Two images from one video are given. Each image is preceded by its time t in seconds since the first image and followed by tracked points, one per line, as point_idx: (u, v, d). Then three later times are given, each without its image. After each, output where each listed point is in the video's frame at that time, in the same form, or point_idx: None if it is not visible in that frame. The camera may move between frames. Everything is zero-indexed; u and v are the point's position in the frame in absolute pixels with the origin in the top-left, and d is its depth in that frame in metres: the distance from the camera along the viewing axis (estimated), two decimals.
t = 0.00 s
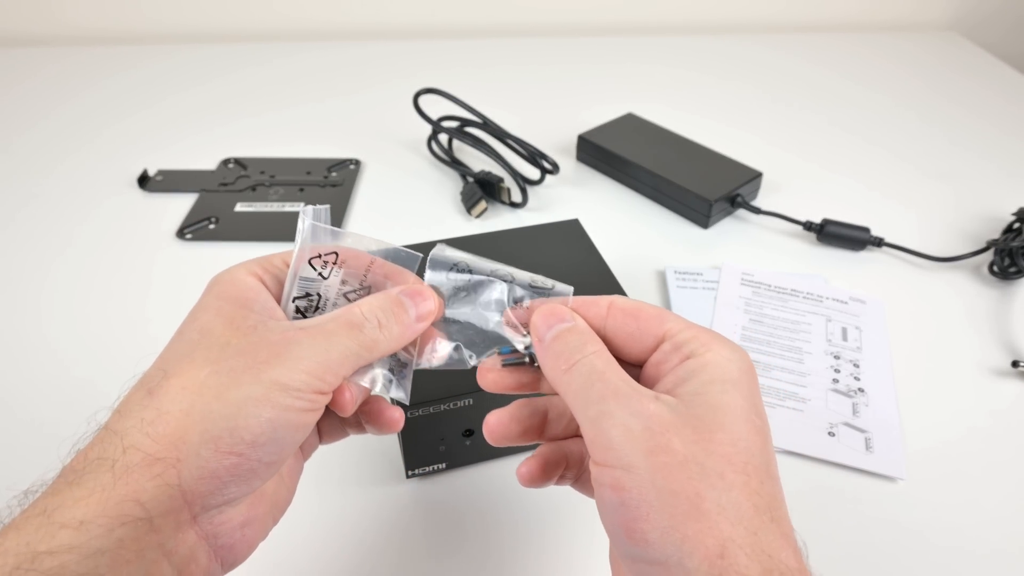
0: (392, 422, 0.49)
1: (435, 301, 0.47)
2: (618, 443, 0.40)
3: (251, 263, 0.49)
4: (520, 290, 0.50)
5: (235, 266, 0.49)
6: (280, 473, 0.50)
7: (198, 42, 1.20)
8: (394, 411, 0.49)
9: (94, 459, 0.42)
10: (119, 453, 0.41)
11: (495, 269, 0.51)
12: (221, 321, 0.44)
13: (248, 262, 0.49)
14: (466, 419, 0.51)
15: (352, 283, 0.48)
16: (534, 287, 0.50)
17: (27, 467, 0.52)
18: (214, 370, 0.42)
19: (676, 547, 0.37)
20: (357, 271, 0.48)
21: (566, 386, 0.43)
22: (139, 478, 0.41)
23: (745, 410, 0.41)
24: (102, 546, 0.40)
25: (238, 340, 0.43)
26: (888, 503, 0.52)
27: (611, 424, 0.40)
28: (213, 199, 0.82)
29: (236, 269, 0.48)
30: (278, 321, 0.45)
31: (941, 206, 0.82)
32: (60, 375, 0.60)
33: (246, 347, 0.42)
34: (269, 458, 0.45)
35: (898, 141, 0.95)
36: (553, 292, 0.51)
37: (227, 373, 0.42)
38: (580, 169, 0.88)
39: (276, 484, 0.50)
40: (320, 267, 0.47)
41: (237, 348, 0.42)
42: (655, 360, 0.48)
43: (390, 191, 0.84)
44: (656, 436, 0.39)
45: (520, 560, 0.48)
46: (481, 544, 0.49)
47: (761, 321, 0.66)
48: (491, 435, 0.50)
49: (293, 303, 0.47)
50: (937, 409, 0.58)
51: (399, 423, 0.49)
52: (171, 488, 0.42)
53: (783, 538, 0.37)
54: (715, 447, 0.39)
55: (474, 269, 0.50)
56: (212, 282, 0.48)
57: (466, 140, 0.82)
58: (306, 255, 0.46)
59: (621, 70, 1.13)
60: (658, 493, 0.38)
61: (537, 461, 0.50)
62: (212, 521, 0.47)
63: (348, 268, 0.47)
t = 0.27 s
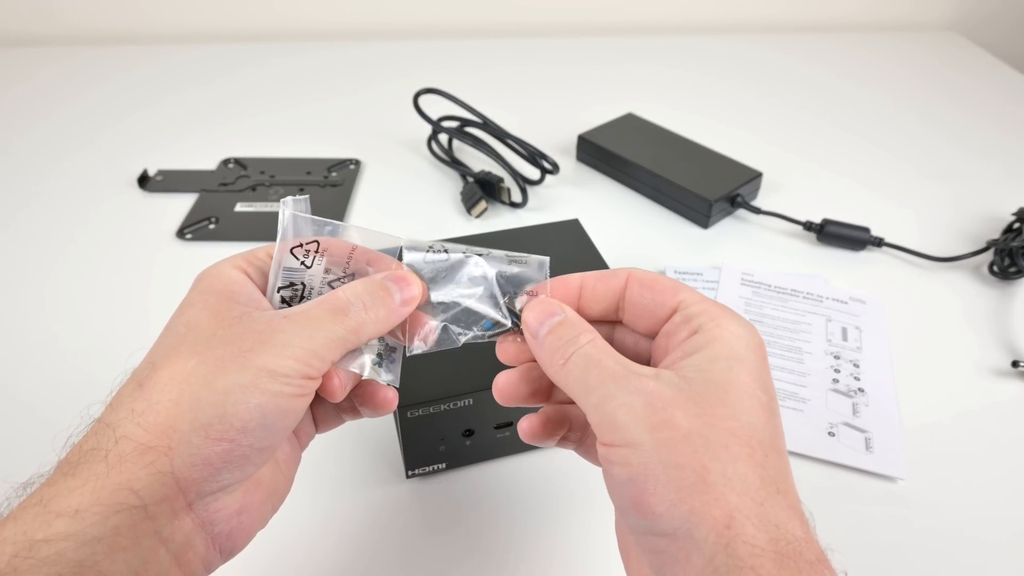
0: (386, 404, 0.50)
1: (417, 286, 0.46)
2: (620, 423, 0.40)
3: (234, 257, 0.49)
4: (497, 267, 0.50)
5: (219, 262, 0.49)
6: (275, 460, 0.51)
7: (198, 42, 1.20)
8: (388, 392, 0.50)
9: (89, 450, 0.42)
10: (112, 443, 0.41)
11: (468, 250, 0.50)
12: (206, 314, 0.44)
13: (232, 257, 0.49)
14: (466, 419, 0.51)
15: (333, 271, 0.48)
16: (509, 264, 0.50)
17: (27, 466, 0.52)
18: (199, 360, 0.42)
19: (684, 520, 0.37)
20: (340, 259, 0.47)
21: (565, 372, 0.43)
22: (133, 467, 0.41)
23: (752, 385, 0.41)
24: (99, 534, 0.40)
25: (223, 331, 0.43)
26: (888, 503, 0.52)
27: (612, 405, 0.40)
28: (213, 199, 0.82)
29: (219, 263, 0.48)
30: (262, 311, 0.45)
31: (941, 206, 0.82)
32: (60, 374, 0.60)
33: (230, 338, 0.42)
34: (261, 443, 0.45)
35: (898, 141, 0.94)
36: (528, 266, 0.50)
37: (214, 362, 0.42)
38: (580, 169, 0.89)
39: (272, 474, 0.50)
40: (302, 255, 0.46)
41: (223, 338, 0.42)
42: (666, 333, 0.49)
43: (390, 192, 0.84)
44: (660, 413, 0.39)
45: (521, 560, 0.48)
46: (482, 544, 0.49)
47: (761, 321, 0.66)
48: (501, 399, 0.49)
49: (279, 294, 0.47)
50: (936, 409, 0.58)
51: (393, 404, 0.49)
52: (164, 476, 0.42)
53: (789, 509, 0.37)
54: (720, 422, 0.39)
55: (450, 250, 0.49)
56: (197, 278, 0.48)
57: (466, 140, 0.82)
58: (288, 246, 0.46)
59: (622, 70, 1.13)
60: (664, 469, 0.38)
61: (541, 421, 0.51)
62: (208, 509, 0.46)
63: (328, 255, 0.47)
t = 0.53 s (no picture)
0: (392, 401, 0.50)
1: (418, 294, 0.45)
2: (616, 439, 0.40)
3: (235, 263, 0.49)
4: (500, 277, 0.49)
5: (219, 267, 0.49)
6: (278, 464, 0.51)
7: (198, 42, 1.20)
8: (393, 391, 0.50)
9: (92, 459, 0.42)
10: (116, 451, 0.42)
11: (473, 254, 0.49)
12: (208, 322, 0.44)
13: (233, 262, 0.49)
14: (466, 419, 0.51)
15: (336, 276, 0.48)
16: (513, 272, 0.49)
17: (27, 466, 0.52)
18: (201, 369, 0.42)
19: (679, 531, 0.38)
20: (342, 263, 0.48)
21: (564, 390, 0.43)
22: (136, 475, 0.41)
23: (748, 399, 0.41)
24: (103, 541, 0.40)
25: (225, 339, 0.43)
26: (888, 503, 0.52)
27: (609, 422, 0.40)
28: (213, 199, 0.82)
29: (220, 269, 0.48)
30: (264, 318, 0.45)
31: (941, 206, 0.82)
32: (60, 375, 0.60)
33: (232, 346, 0.42)
34: (263, 451, 0.45)
35: (898, 141, 0.94)
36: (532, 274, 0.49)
37: (215, 371, 0.42)
38: (580, 169, 0.89)
39: (275, 478, 0.50)
40: (303, 261, 0.46)
41: (224, 347, 0.42)
42: (666, 349, 0.49)
43: (390, 192, 0.84)
44: (656, 428, 0.39)
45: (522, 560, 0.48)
46: (482, 544, 0.49)
47: (761, 321, 0.66)
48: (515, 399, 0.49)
49: (280, 299, 0.47)
50: (936, 409, 0.58)
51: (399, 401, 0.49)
52: (166, 484, 0.42)
53: (783, 521, 0.37)
54: (715, 437, 0.39)
55: (452, 258, 0.48)
56: (198, 284, 0.48)
57: (466, 140, 0.82)
58: (288, 251, 0.46)
59: (621, 70, 1.13)
60: (661, 482, 0.38)
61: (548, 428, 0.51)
62: (210, 515, 0.47)
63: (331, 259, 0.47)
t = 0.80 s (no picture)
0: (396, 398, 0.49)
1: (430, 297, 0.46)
2: (602, 452, 0.40)
3: (239, 257, 0.50)
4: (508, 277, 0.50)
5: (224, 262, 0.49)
6: (285, 459, 0.51)
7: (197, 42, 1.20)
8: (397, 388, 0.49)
9: (98, 453, 0.42)
10: (123, 446, 0.42)
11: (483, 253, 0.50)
12: (215, 316, 0.44)
13: (237, 258, 0.50)
14: (466, 419, 0.51)
15: (341, 270, 0.47)
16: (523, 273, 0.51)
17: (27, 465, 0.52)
18: (207, 363, 0.42)
19: (657, 549, 0.38)
20: (348, 259, 0.47)
21: (558, 399, 0.43)
22: (143, 469, 0.41)
23: (739, 414, 0.40)
24: (109, 536, 0.40)
25: (231, 334, 0.43)
26: (888, 503, 0.52)
27: (597, 434, 0.40)
28: (213, 199, 0.82)
29: (226, 264, 0.48)
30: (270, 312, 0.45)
31: (941, 206, 0.82)
32: (59, 374, 0.60)
33: (239, 340, 0.42)
34: (269, 446, 0.45)
35: (898, 141, 0.94)
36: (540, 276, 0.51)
37: (222, 365, 0.42)
38: (580, 169, 0.89)
39: (282, 473, 0.50)
40: (308, 256, 0.46)
41: (231, 341, 0.43)
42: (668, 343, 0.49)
43: (390, 192, 0.84)
44: (641, 444, 0.39)
45: (521, 561, 0.48)
46: (481, 545, 0.49)
47: (761, 321, 0.66)
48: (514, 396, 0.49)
49: (285, 293, 0.47)
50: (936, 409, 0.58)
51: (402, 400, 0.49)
52: (172, 479, 0.42)
53: (763, 542, 0.37)
54: (701, 454, 0.38)
55: (463, 257, 0.49)
56: (204, 279, 0.48)
57: (466, 140, 0.82)
58: (292, 246, 0.45)
59: (621, 70, 1.13)
60: (642, 499, 0.38)
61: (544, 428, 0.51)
62: (217, 510, 0.47)
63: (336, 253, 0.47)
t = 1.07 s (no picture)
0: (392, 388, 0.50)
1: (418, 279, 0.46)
2: (583, 496, 0.39)
3: (231, 253, 0.50)
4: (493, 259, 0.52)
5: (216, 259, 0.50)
6: (279, 451, 0.51)
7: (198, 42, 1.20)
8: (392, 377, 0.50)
9: (90, 445, 0.42)
10: (113, 436, 0.42)
11: (467, 238, 0.53)
12: (204, 310, 0.45)
13: (228, 253, 0.50)
14: (465, 418, 0.51)
15: (331, 262, 0.48)
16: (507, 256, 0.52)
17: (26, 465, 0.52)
18: (197, 352, 0.42)
19: None
20: (338, 250, 0.48)
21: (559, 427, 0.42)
22: (133, 458, 0.41)
23: (711, 464, 0.34)
24: (99, 526, 0.40)
25: (220, 325, 0.43)
26: (888, 503, 0.52)
27: (578, 477, 0.39)
28: (213, 199, 0.82)
29: (217, 260, 0.49)
30: (259, 304, 0.45)
31: (941, 206, 0.82)
32: (59, 374, 0.59)
33: (227, 330, 0.43)
34: (259, 435, 0.46)
35: (898, 141, 0.94)
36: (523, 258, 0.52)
37: (210, 355, 0.42)
38: (580, 169, 0.89)
39: (275, 466, 0.51)
40: (298, 247, 0.46)
41: (220, 331, 0.43)
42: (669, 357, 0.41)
43: (390, 192, 0.84)
44: (607, 497, 0.36)
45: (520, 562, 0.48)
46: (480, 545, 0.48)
47: (761, 321, 0.66)
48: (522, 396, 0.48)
49: (276, 285, 0.47)
50: (937, 409, 0.58)
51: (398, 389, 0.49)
52: (162, 468, 0.42)
53: None
54: (663, 513, 0.34)
55: (450, 243, 0.51)
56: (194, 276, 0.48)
57: (466, 140, 0.82)
58: (284, 238, 0.46)
59: (621, 70, 1.13)
60: (614, 555, 0.37)
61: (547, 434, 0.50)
62: (209, 501, 0.47)
63: (326, 245, 0.47)
